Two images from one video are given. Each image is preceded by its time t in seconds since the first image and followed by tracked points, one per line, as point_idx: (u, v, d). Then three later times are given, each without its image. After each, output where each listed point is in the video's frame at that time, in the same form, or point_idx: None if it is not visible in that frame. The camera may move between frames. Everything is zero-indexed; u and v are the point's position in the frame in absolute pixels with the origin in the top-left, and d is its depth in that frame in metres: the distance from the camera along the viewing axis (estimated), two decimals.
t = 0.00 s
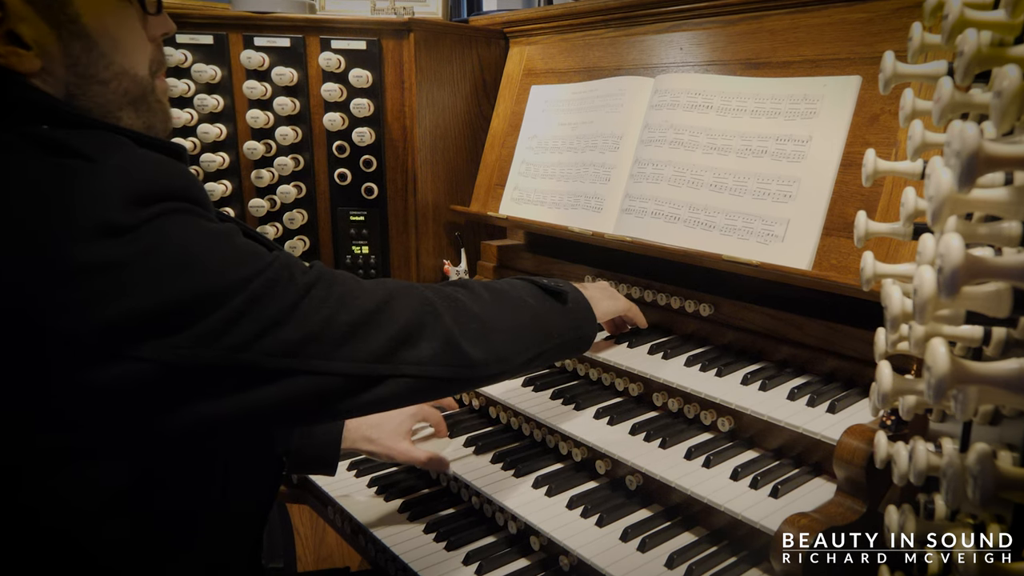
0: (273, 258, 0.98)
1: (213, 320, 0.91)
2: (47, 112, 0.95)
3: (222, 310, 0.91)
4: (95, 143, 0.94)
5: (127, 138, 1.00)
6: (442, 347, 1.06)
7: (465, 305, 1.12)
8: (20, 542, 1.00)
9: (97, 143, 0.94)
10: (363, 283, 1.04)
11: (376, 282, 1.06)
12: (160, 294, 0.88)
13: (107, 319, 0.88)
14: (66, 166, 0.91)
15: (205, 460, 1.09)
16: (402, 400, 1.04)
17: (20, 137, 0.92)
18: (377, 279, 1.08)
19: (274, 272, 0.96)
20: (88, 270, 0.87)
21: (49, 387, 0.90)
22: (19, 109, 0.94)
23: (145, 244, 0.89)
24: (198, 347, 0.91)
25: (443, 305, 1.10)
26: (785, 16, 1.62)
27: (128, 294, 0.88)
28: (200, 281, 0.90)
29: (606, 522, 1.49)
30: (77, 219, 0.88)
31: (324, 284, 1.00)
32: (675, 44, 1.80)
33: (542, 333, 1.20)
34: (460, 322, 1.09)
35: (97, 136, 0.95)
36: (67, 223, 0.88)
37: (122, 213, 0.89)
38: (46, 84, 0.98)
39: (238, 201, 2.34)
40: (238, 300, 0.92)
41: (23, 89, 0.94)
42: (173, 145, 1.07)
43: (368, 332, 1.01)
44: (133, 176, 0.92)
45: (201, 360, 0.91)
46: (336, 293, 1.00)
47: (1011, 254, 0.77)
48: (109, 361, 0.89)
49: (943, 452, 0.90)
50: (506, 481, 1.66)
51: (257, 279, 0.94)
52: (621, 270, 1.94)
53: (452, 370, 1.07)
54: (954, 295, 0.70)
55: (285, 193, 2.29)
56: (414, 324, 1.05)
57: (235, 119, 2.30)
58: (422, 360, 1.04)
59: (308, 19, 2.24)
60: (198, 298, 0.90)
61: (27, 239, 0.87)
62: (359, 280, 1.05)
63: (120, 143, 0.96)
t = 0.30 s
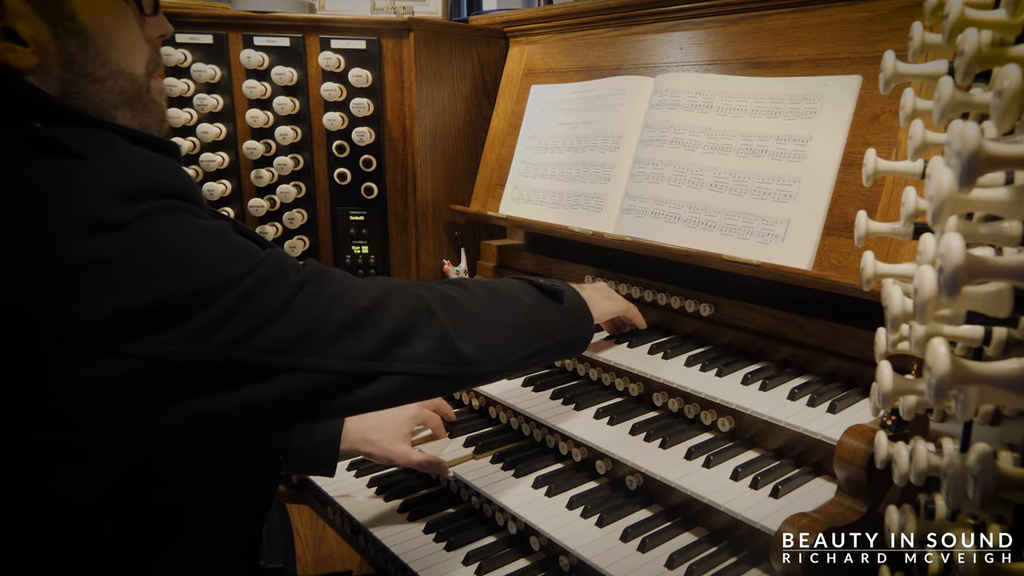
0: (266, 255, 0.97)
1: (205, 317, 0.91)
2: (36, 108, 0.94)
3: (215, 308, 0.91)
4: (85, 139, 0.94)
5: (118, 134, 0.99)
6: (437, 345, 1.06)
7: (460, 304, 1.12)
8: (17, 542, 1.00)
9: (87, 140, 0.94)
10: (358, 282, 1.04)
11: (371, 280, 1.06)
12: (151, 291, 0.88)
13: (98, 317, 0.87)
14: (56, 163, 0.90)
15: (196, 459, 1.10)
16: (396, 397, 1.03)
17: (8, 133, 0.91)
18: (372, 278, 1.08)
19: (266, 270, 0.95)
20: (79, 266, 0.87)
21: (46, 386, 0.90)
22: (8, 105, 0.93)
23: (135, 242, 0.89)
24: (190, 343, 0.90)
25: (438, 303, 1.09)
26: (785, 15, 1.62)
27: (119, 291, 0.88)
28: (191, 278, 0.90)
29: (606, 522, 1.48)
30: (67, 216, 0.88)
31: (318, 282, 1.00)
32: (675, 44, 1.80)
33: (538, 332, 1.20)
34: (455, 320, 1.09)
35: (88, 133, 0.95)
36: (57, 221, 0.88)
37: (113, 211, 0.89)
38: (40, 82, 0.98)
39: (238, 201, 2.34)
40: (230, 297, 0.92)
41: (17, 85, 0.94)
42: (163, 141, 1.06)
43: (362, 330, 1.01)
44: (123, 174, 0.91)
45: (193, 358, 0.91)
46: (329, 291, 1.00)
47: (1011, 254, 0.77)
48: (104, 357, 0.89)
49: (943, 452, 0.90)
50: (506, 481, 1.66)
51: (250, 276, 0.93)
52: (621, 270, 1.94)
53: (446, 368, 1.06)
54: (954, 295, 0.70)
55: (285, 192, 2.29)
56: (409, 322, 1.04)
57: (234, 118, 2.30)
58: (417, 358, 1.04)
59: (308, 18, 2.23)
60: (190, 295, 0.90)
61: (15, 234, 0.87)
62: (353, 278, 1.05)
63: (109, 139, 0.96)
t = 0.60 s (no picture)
0: (258, 256, 0.97)
1: (196, 317, 0.90)
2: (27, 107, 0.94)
3: (207, 309, 0.91)
4: (76, 139, 0.93)
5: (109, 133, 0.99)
6: (429, 346, 1.05)
7: (453, 305, 1.11)
8: (14, 543, 0.99)
9: (78, 139, 0.93)
10: (351, 283, 1.04)
11: (364, 282, 1.06)
12: (141, 292, 0.88)
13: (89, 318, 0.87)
14: (45, 163, 0.90)
15: (191, 461, 1.10)
16: (388, 399, 1.04)
17: None
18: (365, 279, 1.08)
19: (258, 271, 0.95)
20: (70, 267, 0.87)
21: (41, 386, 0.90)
22: None
23: (125, 243, 0.89)
24: (181, 343, 0.90)
25: (430, 305, 1.09)
26: (785, 15, 1.62)
27: (110, 292, 0.87)
28: (182, 280, 0.90)
29: (606, 523, 1.48)
30: (57, 217, 0.88)
31: (311, 283, 1.00)
32: (676, 44, 1.80)
33: (533, 334, 1.19)
34: (447, 321, 1.09)
35: (79, 132, 0.94)
36: (47, 222, 0.87)
37: (102, 212, 0.89)
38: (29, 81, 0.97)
39: (237, 201, 2.34)
40: (221, 298, 0.92)
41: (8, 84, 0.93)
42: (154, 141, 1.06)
43: (354, 331, 1.00)
44: (113, 175, 0.91)
45: (184, 358, 0.91)
46: (321, 293, 0.99)
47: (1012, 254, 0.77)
48: (99, 358, 0.89)
49: (944, 453, 0.90)
50: (505, 481, 1.65)
51: (242, 276, 0.93)
52: (622, 270, 1.93)
53: (439, 369, 1.06)
54: (954, 295, 0.69)
55: (285, 192, 2.28)
56: (401, 323, 1.04)
57: (234, 118, 2.30)
58: (409, 360, 1.04)
59: (307, 18, 2.23)
60: (180, 296, 0.90)
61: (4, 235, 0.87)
62: (346, 280, 1.05)
63: (96, 137, 0.95)
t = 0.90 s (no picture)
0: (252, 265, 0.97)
1: (190, 326, 0.90)
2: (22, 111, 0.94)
3: (200, 318, 0.91)
4: (70, 145, 0.93)
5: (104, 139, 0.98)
6: (421, 359, 1.06)
7: (447, 317, 1.12)
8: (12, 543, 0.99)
9: (73, 146, 0.93)
10: (346, 293, 1.04)
11: (359, 292, 1.06)
12: (135, 301, 0.88)
13: (82, 327, 0.87)
14: (40, 170, 0.90)
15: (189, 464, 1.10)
16: (380, 410, 1.04)
17: None
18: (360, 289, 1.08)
19: (252, 280, 0.95)
20: (63, 276, 0.87)
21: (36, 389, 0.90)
22: None
23: (119, 251, 0.89)
24: (174, 354, 0.90)
25: (424, 316, 1.10)
26: (785, 15, 1.62)
27: (103, 301, 0.87)
28: (175, 289, 0.90)
29: (606, 523, 1.48)
30: (51, 225, 0.87)
31: (307, 292, 1.00)
32: (676, 43, 1.80)
33: (526, 346, 1.20)
34: (440, 334, 1.10)
35: (74, 138, 0.94)
36: (40, 230, 0.87)
37: (96, 220, 0.88)
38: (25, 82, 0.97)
39: (236, 201, 2.34)
40: (214, 308, 0.92)
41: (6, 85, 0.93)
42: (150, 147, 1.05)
43: (349, 341, 1.01)
44: (108, 182, 0.91)
45: (177, 368, 0.91)
46: (316, 302, 1.00)
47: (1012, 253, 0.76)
48: (96, 367, 0.89)
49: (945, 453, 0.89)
50: (505, 481, 1.65)
51: (235, 286, 0.93)
52: (622, 270, 1.93)
53: (431, 381, 1.07)
54: (955, 295, 0.69)
55: (285, 191, 2.28)
56: (395, 334, 1.05)
57: (233, 118, 2.30)
58: (401, 371, 1.04)
59: (307, 17, 2.23)
60: (173, 306, 0.90)
61: None
62: (341, 290, 1.05)
63: (89, 143, 0.94)
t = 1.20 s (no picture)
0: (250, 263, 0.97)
1: (188, 324, 0.90)
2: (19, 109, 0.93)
3: (198, 315, 0.91)
4: (68, 143, 0.93)
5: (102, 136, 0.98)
6: (420, 357, 1.06)
7: (446, 316, 1.12)
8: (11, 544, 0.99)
9: (71, 144, 0.93)
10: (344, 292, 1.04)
11: (358, 291, 1.06)
12: (133, 298, 0.88)
13: (80, 325, 0.87)
14: (38, 168, 0.89)
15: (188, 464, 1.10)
16: (378, 408, 1.04)
17: None
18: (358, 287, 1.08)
19: (250, 278, 0.95)
20: (61, 273, 0.87)
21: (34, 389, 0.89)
22: None
23: (117, 248, 0.88)
24: (172, 351, 0.90)
25: (422, 315, 1.09)
26: (785, 14, 1.62)
27: (101, 298, 0.87)
28: (174, 287, 0.90)
29: (606, 523, 1.48)
30: (49, 222, 0.87)
31: (305, 291, 1.00)
32: (676, 43, 1.79)
33: (525, 344, 1.20)
34: (439, 332, 1.09)
35: (72, 136, 0.94)
36: (38, 226, 0.87)
37: (94, 217, 0.88)
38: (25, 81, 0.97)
39: (236, 201, 2.34)
40: (212, 306, 0.91)
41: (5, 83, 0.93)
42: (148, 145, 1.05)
43: (347, 340, 1.01)
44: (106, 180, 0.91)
45: (175, 366, 0.90)
46: (314, 300, 0.99)
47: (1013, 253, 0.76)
48: (94, 364, 0.88)
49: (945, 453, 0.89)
50: (505, 481, 1.65)
51: (233, 284, 0.93)
52: (621, 270, 1.93)
53: (430, 379, 1.06)
54: (955, 295, 0.69)
55: (285, 191, 2.28)
56: (393, 332, 1.04)
57: (233, 117, 2.30)
58: (400, 369, 1.04)
59: (307, 17, 2.23)
60: (172, 303, 0.89)
61: None
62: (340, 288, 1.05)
63: (88, 141, 0.94)
